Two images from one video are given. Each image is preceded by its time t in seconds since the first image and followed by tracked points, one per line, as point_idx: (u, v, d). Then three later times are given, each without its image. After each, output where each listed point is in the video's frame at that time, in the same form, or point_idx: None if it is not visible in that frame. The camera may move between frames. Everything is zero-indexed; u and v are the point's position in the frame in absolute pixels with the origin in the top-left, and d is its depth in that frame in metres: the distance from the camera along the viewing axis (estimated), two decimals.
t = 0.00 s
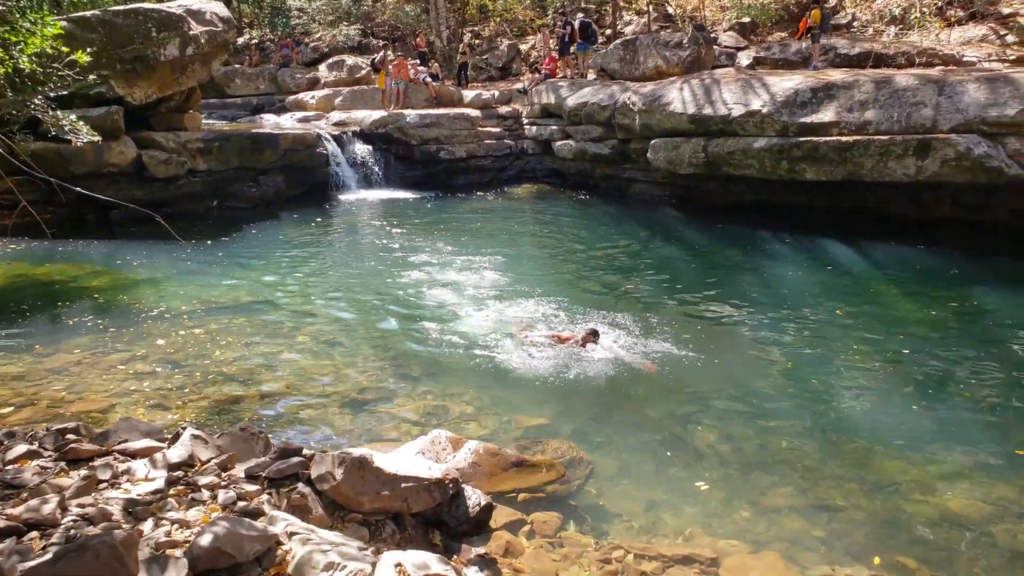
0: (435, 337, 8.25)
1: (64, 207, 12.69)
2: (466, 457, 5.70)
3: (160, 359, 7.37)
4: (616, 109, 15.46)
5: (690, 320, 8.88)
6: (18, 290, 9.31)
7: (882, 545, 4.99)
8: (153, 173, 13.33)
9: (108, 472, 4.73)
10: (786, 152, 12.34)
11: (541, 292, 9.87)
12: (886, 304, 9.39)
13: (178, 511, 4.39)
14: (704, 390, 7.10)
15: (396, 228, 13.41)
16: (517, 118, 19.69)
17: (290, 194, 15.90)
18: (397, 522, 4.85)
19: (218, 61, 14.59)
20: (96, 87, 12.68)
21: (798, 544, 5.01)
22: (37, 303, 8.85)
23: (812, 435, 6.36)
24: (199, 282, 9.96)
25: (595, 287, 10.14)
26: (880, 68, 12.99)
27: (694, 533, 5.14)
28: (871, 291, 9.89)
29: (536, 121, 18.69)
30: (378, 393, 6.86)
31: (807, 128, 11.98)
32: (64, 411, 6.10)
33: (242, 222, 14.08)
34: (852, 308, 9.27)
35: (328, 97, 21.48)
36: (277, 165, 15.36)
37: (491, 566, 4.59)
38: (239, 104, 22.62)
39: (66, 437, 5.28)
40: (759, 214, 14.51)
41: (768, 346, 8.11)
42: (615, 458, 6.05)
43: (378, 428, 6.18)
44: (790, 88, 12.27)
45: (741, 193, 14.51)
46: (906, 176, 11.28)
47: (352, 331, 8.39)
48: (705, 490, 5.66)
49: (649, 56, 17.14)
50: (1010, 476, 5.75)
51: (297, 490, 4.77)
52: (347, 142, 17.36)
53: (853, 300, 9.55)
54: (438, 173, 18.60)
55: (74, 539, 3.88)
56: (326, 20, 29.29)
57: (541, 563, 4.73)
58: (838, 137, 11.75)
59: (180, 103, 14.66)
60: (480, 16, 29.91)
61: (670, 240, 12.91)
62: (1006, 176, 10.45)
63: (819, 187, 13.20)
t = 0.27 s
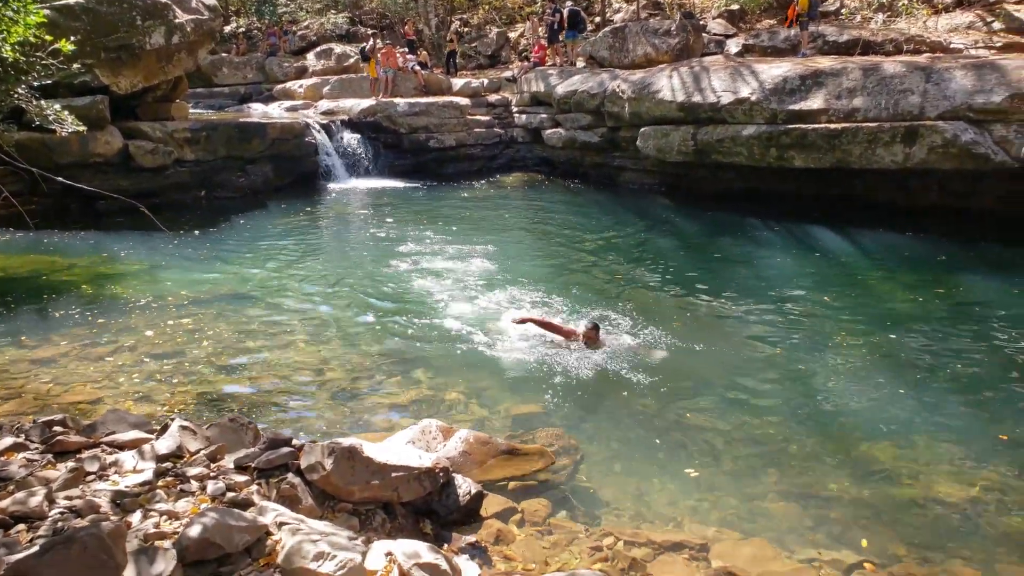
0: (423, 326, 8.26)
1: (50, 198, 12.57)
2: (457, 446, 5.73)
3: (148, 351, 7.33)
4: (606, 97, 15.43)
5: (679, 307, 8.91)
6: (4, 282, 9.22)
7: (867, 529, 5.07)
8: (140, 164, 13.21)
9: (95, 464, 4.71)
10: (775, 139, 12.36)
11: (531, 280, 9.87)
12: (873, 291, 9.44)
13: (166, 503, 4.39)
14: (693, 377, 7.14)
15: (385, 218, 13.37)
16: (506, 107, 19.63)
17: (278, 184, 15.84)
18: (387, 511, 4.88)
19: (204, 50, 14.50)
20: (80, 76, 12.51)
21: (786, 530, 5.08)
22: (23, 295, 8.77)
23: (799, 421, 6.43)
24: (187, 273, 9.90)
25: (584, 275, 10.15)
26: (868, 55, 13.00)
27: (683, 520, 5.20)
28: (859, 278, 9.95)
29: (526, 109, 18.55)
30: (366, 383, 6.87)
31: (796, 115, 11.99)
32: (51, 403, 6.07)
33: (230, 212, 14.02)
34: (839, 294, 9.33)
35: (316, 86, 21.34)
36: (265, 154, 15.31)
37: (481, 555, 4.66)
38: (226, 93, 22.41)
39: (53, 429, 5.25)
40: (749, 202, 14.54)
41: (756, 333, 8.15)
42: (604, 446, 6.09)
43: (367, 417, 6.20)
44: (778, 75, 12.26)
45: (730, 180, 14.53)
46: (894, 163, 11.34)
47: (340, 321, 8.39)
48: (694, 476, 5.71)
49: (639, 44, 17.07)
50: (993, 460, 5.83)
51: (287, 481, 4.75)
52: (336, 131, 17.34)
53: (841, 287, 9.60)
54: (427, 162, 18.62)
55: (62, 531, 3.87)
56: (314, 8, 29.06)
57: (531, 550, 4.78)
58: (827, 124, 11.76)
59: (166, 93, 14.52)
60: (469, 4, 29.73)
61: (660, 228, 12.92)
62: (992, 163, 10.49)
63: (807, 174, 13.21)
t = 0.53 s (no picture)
0: (410, 315, 8.24)
1: (30, 188, 12.40)
2: (445, 435, 5.74)
3: (133, 342, 7.26)
4: (593, 85, 15.39)
5: (667, 295, 8.94)
6: None
7: (852, 513, 5.13)
8: (122, 152, 13.05)
9: (78, 457, 4.67)
10: (761, 127, 12.39)
11: (518, 268, 9.85)
12: (859, 277, 9.51)
13: (152, 494, 4.35)
14: (681, 364, 7.18)
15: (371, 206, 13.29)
16: (493, 94, 19.56)
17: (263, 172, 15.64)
18: (375, 500, 4.89)
19: (186, 36, 14.32)
20: (59, 63, 12.31)
21: (772, 514, 5.13)
22: (4, 287, 8.65)
23: (785, 406, 6.48)
24: (172, 263, 9.80)
25: (571, 263, 10.16)
26: (854, 43, 13.02)
27: (670, 506, 5.24)
28: (844, 264, 10.01)
29: (513, 97, 18.53)
30: (353, 372, 6.85)
31: (782, 103, 12.01)
32: (34, 396, 6.00)
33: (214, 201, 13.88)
34: (824, 281, 9.40)
35: (302, 73, 21.16)
36: (249, 143, 15.16)
37: (470, 543, 4.68)
38: (210, 81, 22.11)
39: (35, 421, 5.19)
40: (736, 190, 14.58)
41: (742, 320, 8.20)
42: (592, 432, 6.12)
43: (354, 406, 6.18)
44: (764, 62, 12.27)
45: (717, 167, 14.57)
46: (878, 150, 11.41)
47: (327, 310, 8.35)
48: (681, 461, 5.76)
49: (626, 31, 17.00)
50: (975, 443, 5.91)
51: (274, 471, 4.74)
52: (321, 119, 17.20)
53: (826, 273, 9.67)
54: (413, 150, 18.49)
55: (45, 524, 3.84)
56: None
57: (520, 538, 4.81)
58: (812, 112, 11.80)
59: (148, 80, 14.32)
60: None
61: (647, 216, 12.93)
62: (974, 149, 10.60)
63: (793, 161, 13.21)
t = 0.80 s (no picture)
0: (391, 303, 8.23)
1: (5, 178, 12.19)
2: (428, 424, 5.74)
3: (112, 333, 7.18)
4: (575, 72, 15.37)
5: (649, 282, 8.97)
6: None
7: (831, 495, 5.20)
8: (99, 142, 12.86)
9: (56, 449, 4.61)
10: (742, 115, 12.42)
11: (500, 257, 9.84)
12: (838, 263, 9.61)
13: (131, 487, 4.31)
14: (662, 350, 7.22)
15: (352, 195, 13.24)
16: (475, 82, 19.50)
17: (244, 162, 15.53)
18: (358, 489, 4.88)
19: (163, 23, 14.05)
20: (33, 51, 12.08)
21: (753, 498, 5.19)
22: None
23: (766, 391, 6.53)
24: (151, 254, 9.69)
25: (553, 250, 10.16)
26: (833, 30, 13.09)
27: (653, 491, 5.28)
28: (824, 251, 10.10)
29: (495, 84, 18.62)
30: (335, 360, 6.83)
31: (763, 90, 12.05)
32: (10, 388, 5.92)
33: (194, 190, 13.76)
34: (805, 267, 9.47)
35: (281, 61, 20.96)
36: (229, 131, 14.99)
37: (453, 531, 4.69)
38: (189, 69, 21.79)
39: (10, 414, 5.11)
40: (718, 178, 14.65)
41: (724, 306, 8.25)
42: (574, 419, 6.14)
43: (336, 395, 6.17)
44: (746, 49, 12.29)
45: (699, 155, 14.62)
46: (858, 137, 11.45)
47: (307, 299, 8.30)
48: (664, 447, 5.80)
49: (607, 18, 16.91)
50: (952, 425, 5.99)
51: (256, 461, 4.71)
52: (301, 107, 17.06)
53: (807, 259, 9.75)
54: (395, 138, 18.42)
55: (22, 517, 3.79)
56: None
57: (503, 525, 4.82)
58: (793, 99, 11.84)
59: (125, 68, 14.09)
60: None
61: (631, 204, 12.96)
62: (952, 136, 10.71)
63: (774, 147, 13.30)
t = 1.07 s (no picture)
0: (372, 297, 8.21)
1: None
2: (411, 417, 5.74)
3: (92, 328, 7.11)
4: (557, 63, 15.35)
5: (632, 273, 9.00)
6: None
7: (812, 483, 5.26)
8: (78, 136, 12.71)
9: (36, 445, 4.56)
10: (723, 105, 12.47)
11: (481, 249, 9.83)
12: (819, 252, 9.68)
13: (112, 482, 4.27)
14: (644, 340, 7.26)
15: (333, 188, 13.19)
16: (457, 73, 19.46)
17: (225, 155, 15.44)
18: (341, 482, 4.88)
19: (141, 16, 13.81)
20: (8, 44, 11.89)
21: (735, 487, 5.24)
22: None
23: (749, 380, 6.59)
24: (131, 248, 9.59)
25: (535, 242, 10.16)
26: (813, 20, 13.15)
27: (636, 481, 5.32)
28: (805, 240, 10.17)
29: (476, 75, 18.60)
30: (315, 354, 6.82)
31: (744, 81, 12.11)
32: None
33: (174, 184, 13.65)
34: (786, 257, 9.53)
35: (261, 53, 20.81)
36: (209, 124, 14.87)
37: (437, 523, 4.70)
38: (167, 61, 21.46)
39: None
40: (701, 168, 14.70)
41: (706, 296, 8.29)
42: (557, 410, 6.15)
43: (316, 389, 6.15)
44: (726, 40, 12.31)
45: (682, 146, 14.66)
46: (838, 127, 11.52)
47: (288, 293, 8.27)
48: (647, 437, 5.83)
49: (588, 9, 16.83)
50: (931, 413, 6.07)
51: (238, 456, 4.68)
52: (282, 99, 16.96)
53: (788, 249, 9.82)
54: (377, 130, 18.33)
55: None
56: None
57: (486, 517, 4.84)
58: (774, 89, 11.90)
59: (103, 61, 13.90)
60: None
61: (615, 195, 12.97)
62: (931, 126, 10.79)
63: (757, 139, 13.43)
